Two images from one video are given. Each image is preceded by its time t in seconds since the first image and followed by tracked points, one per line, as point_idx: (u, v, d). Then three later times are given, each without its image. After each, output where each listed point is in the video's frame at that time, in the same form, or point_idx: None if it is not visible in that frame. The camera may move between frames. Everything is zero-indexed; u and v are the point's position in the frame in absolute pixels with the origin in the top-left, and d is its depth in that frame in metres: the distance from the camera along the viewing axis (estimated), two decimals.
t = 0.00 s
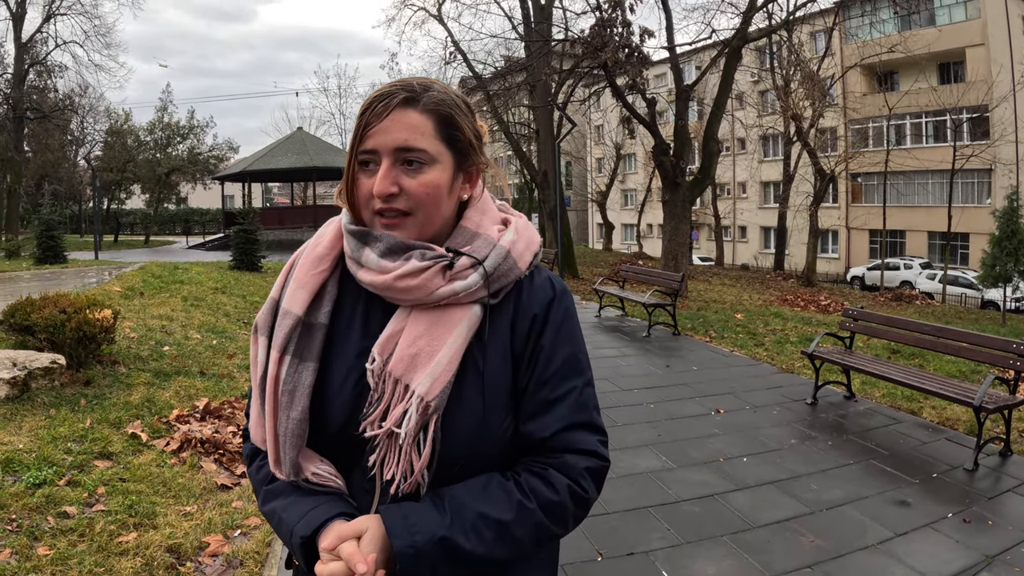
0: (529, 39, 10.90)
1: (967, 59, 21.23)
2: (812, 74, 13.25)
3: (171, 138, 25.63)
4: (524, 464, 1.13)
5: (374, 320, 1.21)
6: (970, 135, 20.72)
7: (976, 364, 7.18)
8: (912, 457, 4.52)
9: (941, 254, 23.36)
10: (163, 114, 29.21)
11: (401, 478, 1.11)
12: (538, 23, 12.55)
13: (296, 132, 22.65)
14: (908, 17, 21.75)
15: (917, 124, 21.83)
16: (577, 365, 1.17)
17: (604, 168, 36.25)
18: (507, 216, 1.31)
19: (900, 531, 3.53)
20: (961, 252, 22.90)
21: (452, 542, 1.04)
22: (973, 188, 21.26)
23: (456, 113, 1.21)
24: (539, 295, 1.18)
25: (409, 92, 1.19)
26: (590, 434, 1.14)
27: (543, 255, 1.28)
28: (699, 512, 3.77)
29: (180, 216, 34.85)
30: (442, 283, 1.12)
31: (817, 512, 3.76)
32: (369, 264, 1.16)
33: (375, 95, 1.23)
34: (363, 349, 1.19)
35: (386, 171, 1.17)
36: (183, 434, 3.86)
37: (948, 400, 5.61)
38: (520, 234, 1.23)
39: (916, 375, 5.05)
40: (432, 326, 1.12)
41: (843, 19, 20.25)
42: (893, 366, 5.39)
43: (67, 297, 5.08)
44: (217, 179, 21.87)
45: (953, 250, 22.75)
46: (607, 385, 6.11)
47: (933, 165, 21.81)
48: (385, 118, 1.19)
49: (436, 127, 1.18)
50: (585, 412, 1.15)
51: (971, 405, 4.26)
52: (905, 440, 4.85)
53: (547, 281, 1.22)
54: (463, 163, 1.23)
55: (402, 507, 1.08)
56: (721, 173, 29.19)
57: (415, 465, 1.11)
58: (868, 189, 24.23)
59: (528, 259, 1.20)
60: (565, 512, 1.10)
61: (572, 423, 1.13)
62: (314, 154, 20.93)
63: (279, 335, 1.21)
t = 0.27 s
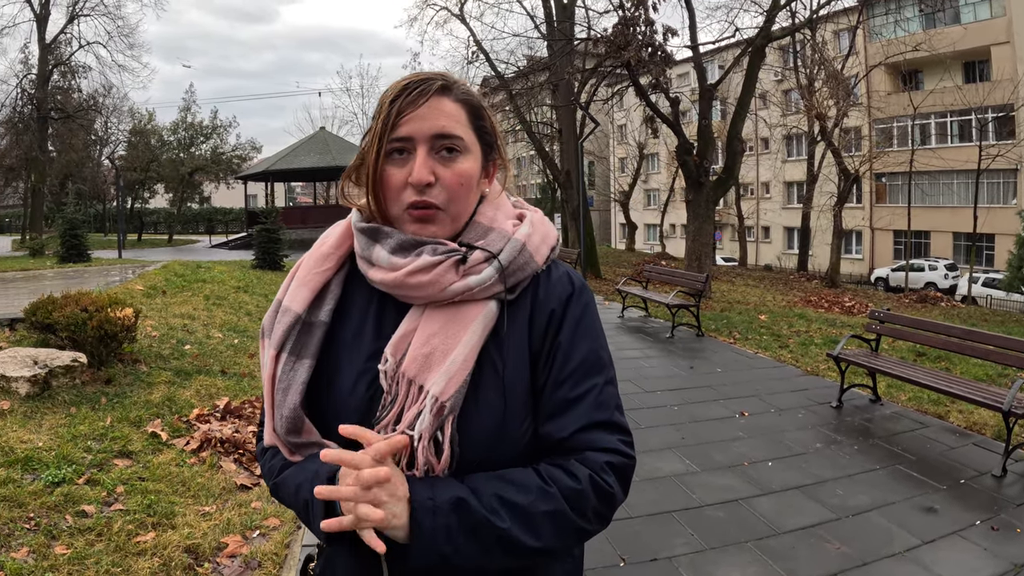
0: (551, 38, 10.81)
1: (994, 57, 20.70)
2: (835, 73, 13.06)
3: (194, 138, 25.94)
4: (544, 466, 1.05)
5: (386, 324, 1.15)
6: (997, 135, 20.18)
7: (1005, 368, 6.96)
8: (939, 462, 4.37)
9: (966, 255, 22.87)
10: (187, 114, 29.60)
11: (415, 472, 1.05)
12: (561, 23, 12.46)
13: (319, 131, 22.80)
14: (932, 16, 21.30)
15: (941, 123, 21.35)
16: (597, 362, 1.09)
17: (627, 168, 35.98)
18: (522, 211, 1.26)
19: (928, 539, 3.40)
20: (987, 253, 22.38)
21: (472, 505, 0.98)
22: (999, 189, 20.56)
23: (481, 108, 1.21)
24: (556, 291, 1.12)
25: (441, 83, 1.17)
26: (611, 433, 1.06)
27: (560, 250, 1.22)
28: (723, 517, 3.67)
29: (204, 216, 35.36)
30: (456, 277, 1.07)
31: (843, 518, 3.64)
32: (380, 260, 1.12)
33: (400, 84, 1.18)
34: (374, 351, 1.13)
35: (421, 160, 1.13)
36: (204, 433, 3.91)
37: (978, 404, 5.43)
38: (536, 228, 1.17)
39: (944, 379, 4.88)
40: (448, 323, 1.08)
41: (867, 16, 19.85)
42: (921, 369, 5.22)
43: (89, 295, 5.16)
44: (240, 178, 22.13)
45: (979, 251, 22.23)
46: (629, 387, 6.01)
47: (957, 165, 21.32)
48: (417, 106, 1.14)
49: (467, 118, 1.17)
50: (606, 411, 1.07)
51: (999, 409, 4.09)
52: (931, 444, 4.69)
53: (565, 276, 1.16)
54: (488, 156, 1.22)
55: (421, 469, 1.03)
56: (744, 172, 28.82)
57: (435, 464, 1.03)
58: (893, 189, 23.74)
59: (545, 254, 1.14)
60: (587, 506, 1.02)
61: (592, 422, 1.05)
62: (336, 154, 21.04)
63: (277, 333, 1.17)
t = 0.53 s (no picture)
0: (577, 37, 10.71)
1: None
2: (864, 72, 12.62)
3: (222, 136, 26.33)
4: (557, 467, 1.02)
5: (398, 323, 1.14)
6: None
7: None
8: (967, 468, 4.22)
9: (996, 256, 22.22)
10: (215, 114, 30.09)
11: (423, 477, 1.01)
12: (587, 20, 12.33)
13: (345, 130, 22.96)
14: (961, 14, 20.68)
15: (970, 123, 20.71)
16: (611, 359, 1.06)
17: (656, 167, 35.60)
18: (534, 209, 1.24)
19: (955, 547, 3.29)
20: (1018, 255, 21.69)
21: (476, 522, 0.93)
22: None
23: (488, 108, 1.18)
24: (569, 287, 1.10)
25: (447, 88, 1.12)
26: (626, 433, 1.03)
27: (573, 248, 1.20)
28: (748, 522, 3.58)
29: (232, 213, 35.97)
30: (468, 275, 1.06)
31: (869, 524, 3.52)
32: (392, 261, 1.10)
33: (403, 91, 1.12)
34: (386, 351, 1.12)
35: (438, 171, 1.10)
36: (224, 430, 4.12)
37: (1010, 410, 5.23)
38: (549, 224, 1.16)
39: (971, 383, 4.72)
40: (459, 322, 1.06)
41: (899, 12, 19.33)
42: (952, 373, 5.04)
43: (114, 291, 5.28)
44: (268, 177, 22.44)
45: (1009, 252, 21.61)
46: (653, 388, 5.92)
47: (987, 165, 20.68)
48: (426, 115, 1.09)
49: (476, 122, 1.14)
50: (621, 410, 1.04)
51: None
52: (958, 450, 4.54)
53: (579, 272, 1.14)
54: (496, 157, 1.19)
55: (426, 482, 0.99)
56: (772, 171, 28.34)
57: (440, 465, 1.01)
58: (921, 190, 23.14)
59: (558, 250, 1.13)
60: (600, 511, 0.98)
61: (606, 421, 1.02)
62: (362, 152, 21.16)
63: (291, 335, 1.16)
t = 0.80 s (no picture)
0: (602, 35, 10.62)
1: None
2: (892, 70, 12.32)
3: (249, 134, 26.68)
4: (550, 471, 1.02)
5: (390, 322, 1.14)
6: None
7: None
8: (993, 474, 4.12)
9: None
10: (242, 112, 30.46)
11: (410, 481, 1.03)
12: (613, 19, 12.24)
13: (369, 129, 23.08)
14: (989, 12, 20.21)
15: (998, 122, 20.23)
16: (606, 361, 1.04)
17: (682, 167, 35.28)
18: (529, 203, 1.21)
19: (977, 554, 3.21)
20: None
21: (463, 545, 0.96)
22: None
23: (477, 98, 1.20)
24: (562, 287, 1.07)
25: (433, 75, 1.15)
26: (622, 437, 1.02)
27: (569, 243, 1.16)
28: (767, 524, 3.53)
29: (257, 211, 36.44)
30: (455, 274, 1.04)
31: (890, 529, 3.45)
32: (378, 258, 1.10)
33: (389, 82, 1.16)
34: (375, 350, 1.13)
35: (420, 156, 1.12)
36: (245, 426, 4.28)
37: None
38: (542, 219, 1.12)
39: (997, 386, 4.60)
40: (446, 321, 1.05)
41: (928, 8, 18.92)
42: (977, 376, 4.93)
43: (137, 288, 5.37)
44: (294, 175, 22.67)
45: None
46: (675, 388, 5.86)
47: (1017, 166, 20.17)
48: (410, 100, 1.12)
49: (463, 109, 1.15)
50: (616, 412, 1.02)
51: None
52: (984, 455, 4.43)
53: (572, 269, 1.11)
54: (486, 147, 1.19)
55: (411, 504, 1.00)
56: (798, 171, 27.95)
57: (424, 469, 1.01)
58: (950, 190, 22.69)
59: (550, 247, 1.09)
60: (592, 519, 0.99)
61: (601, 423, 1.01)
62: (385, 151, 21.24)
63: (284, 333, 1.17)
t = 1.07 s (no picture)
0: (622, 35, 10.55)
1: None
2: (913, 69, 12.10)
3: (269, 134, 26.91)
4: (518, 472, 1.06)
5: (369, 321, 1.20)
6: None
7: None
8: (1009, 479, 4.07)
9: None
10: (261, 112, 30.71)
11: (384, 476, 1.09)
12: (631, 19, 12.15)
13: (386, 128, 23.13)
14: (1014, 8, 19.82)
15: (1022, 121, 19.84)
16: (574, 362, 1.08)
17: (701, 166, 35.03)
18: (503, 204, 1.25)
19: (988, 560, 3.18)
20: None
21: (429, 558, 1.01)
22: None
23: (448, 107, 1.19)
24: (531, 289, 1.11)
25: (401, 92, 1.16)
26: (590, 437, 1.06)
27: (542, 244, 1.21)
28: (776, 527, 3.52)
29: (276, 210, 36.73)
30: (424, 278, 1.10)
31: (901, 534, 3.43)
32: (354, 261, 1.16)
33: (360, 95, 1.18)
34: (353, 349, 1.19)
35: (387, 173, 1.14)
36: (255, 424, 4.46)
37: None
38: (514, 223, 1.17)
39: (1015, 390, 4.54)
40: (417, 323, 1.11)
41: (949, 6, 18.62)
42: (995, 379, 4.86)
43: (155, 287, 5.45)
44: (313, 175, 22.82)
45: None
46: (688, 389, 5.84)
47: None
48: (376, 120, 1.14)
49: (432, 125, 1.16)
50: (583, 413, 1.06)
51: None
52: (1001, 460, 4.37)
53: (543, 270, 1.14)
54: (459, 157, 1.21)
55: (378, 521, 1.05)
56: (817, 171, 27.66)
57: (396, 465, 1.08)
58: (973, 190, 22.31)
59: (520, 250, 1.14)
60: (558, 525, 1.02)
61: (568, 424, 1.05)
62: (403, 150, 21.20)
63: (268, 332, 1.23)
